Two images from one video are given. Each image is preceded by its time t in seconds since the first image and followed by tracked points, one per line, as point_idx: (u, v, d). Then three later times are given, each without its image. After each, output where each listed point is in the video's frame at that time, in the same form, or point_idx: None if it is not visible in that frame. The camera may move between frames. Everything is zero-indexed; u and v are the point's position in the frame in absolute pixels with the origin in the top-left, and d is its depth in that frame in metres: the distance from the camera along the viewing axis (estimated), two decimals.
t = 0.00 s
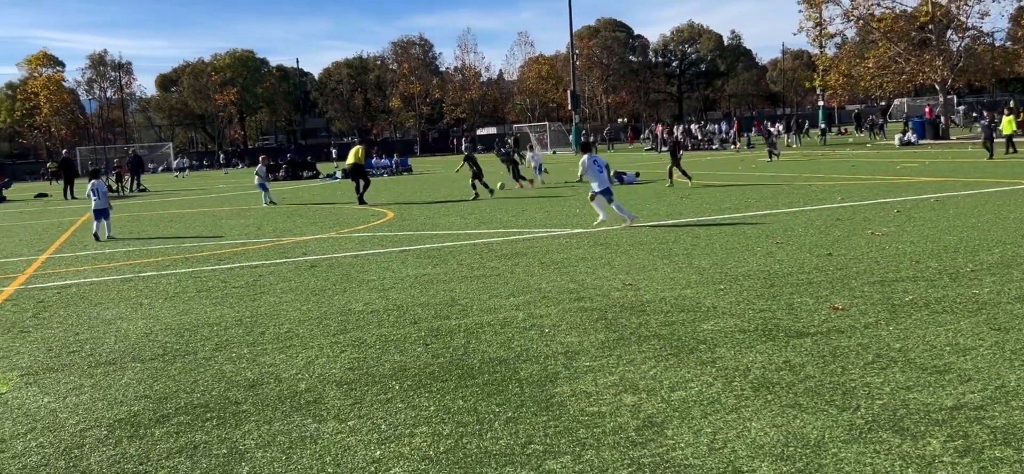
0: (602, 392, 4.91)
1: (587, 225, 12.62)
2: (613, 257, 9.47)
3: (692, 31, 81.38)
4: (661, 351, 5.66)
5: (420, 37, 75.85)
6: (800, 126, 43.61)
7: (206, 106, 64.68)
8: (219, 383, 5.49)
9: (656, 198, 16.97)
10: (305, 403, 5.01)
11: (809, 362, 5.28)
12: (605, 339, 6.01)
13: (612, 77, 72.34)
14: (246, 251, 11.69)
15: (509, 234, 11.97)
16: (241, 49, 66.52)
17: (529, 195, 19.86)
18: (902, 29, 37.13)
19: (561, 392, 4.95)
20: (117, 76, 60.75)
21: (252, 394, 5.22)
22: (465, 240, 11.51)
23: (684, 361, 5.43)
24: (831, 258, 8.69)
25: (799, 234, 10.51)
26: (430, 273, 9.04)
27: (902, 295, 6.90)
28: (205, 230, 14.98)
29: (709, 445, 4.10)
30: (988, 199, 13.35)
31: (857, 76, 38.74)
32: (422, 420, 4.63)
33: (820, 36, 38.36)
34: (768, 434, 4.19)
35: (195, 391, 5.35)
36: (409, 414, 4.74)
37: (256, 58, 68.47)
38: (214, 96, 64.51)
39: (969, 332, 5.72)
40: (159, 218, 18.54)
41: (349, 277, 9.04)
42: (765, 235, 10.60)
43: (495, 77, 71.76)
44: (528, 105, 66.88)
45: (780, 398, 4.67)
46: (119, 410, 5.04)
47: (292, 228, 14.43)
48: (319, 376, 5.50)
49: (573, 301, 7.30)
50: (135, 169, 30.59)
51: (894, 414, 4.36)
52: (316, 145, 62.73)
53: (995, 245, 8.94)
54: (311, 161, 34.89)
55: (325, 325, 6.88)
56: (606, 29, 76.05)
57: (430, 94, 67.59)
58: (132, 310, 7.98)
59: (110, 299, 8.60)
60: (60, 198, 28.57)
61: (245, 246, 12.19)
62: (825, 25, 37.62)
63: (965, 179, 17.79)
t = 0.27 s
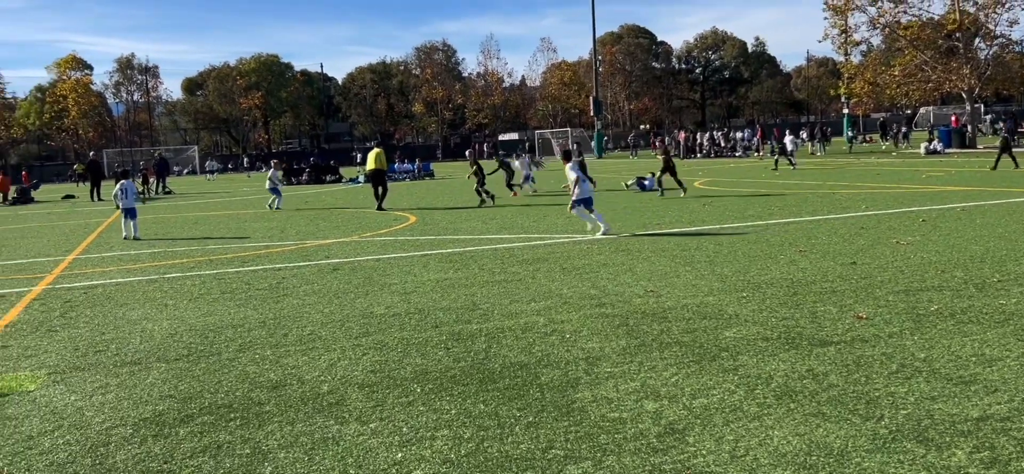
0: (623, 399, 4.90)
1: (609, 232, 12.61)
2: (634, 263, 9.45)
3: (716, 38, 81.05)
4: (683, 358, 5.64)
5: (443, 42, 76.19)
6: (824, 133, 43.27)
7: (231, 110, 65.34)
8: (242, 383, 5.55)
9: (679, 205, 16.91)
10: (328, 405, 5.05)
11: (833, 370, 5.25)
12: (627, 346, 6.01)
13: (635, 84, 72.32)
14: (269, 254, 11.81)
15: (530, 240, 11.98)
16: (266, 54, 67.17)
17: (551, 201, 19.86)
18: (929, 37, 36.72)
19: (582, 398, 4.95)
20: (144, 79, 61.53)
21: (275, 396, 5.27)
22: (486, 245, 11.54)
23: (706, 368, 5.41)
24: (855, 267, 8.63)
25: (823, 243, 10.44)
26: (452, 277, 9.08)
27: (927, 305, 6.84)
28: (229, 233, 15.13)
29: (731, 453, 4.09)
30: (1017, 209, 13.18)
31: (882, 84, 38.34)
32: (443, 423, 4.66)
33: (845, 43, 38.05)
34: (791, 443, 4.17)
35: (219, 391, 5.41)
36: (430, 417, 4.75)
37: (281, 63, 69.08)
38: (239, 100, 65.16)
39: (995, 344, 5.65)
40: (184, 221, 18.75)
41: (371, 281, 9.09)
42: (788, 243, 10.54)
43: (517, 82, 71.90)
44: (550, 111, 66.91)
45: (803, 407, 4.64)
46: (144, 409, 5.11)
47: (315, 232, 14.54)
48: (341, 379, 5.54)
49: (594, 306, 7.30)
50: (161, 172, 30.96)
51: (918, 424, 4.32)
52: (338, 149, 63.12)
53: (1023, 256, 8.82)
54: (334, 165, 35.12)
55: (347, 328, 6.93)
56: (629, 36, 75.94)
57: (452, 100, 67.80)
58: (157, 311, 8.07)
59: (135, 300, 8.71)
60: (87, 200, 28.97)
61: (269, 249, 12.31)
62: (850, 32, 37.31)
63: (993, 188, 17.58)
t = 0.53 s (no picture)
0: (648, 403, 4.88)
1: (634, 236, 12.57)
2: (660, 268, 9.41)
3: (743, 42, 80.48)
4: (708, 363, 5.61)
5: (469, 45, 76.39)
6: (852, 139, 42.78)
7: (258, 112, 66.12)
8: (267, 383, 5.60)
9: (705, 209, 16.81)
10: (352, 406, 5.08)
11: (859, 377, 5.19)
12: (651, 350, 5.98)
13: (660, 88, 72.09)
14: (294, 254, 11.90)
15: (555, 243, 11.96)
16: (293, 57, 67.78)
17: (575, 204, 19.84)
18: (960, 41, 36.13)
19: (606, 402, 4.94)
20: (173, 81, 62.30)
21: (300, 395, 5.31)
22: (509, 248, 11.54)
23: (731, 373, 5.38)
24: (883, 273, 8.53)
25: (850, 248, 10.33)
26: (476, 280, 9.10)
27: (955, 312, 6.73)
28: (255, 233, 15.26)
29: (756, 459, 4.07)
30: None
31: (911, 88, 37.83)
32: (467, 425, 4.66)
33: (873, 47, 37.61)
34: (816, 449, 4.13)
35: (245, 390, 5.46)
36: (454, 419, 4.77)
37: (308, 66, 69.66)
38: (266, 103, 65.81)
39: None
40: (211, 222, 18.97)
41: (395, 282, 9.14)
42: (815, 248, 10.44)
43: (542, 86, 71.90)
44: (575, 114, 66.82)
45: (830, 413, 4.59)
46: (170, 407, 5.17)
47: (340, 233, 14.64)
48: (365, 379, 5.57)
49: (619, 310, 7.28)
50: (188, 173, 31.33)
51: (946, 433, 4.26)
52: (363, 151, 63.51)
53: None
54: (359, 167, 35.33)
55: (371, 328, 6.98)
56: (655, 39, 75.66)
57: (477, 103, 67.94)
58: (185, 310, 8.17)
59: (163, 299, 8.82)
60: (117, 200, 29.38)
61: (294, 250, 12.41)
62: (879, 37, 36.90)
63: None
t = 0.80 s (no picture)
0: (673, 406, 4.85)
1: (660, 237, 12.50)
2: (686, 269, 9.35)
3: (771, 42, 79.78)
4: (734, 366, 5.56)
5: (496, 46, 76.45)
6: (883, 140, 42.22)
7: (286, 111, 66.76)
8: (293, 381, 5.64)
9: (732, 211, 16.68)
10: (377, 404, 5.10)
11: (888, 381, 5.13)
12: (677, 352, 5.94)
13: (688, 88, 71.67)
14: (320, 253, 11.98)
15: (579, 244, 11.93)
16: (321, 56, 68.28)
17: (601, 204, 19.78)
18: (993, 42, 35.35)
19: (630, 404, 4.92)
20: (202, 80, 63.01)
21: (326, 393, 5.35)
22: (534, 248, 11.52)
23: (757, 376, 5.33)
24: (913, 277, 8.41)
25: (880, 251, 10.20)
26: (500, 280, 9.11)
27: (987, 317, 6.62)
28: (282, 232, 15.38)
29: (783, 463, 4.02)
30: None
31: (943, 89, 37.25)
32: (491, 425, 4.66)
33: (904, 48, 37.11)
34: (844, 454, 4.08)
35: (272, 388, 5.51)
36: (478, 419, 4.77)
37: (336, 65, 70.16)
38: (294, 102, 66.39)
39: None
40: (239, 220, 19.14)
41: (420, 281, 9.17)
42: (844, 251, 10.33)
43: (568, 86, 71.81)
44: (601, 114, 66.64)
45: (858, 418, 4.53)
46: (197, 404, 5.22)
47: (366, 232, 14.71)
48: (390, 378, 5.60)
49: (644, 311, 7.24)
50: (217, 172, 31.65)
51: (977, 439, 4.19)
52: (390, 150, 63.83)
53: None
54: (385, 167, 35.49)
55: (397, 328, 7.00)
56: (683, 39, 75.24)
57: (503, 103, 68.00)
58: (212, 307, 8.26)
59: (192, 296, 8.92)
60: (146, 198, 29.78)
61: (320, 249, 12.50)
62: (910, 37, 36.39)
63: None
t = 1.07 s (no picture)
0: (699, 406, 4.81)
1: (687, 236, 12.42)
2: (712, 268, 9.29)
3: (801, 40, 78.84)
4: (761, 365, 5.52)
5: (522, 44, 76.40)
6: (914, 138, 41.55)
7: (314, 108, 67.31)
8: (320, 377, 5.68)
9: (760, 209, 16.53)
10: (402, 400, 5.13)
11: (918, 382, 5.05)
12: (703, 352, 5.91)
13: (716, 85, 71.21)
14: (345, 250, 12.04)
15: (605, 242, 11.88)
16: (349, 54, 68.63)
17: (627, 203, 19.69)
18: None
19: (656, 403, 4.89)
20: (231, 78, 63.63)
21: (352, 389, 5.39)
22: (560, 247, 11.50)
23: (784, 376, 5.28)
24: (944, 277, 8.27)
25: (909, 251, 10.05)
26: (525, 278, 9.10)
27: (1020, 319, 6.49)
28: (309, 229, 15.50)
29: (809, 464, 3.98)
30: None
31: (976, 88, 36.55)
32: (515, 423, 4.67)
33: (937, 45, 36.48)
34: (872, 456, 4.04)
35: (299, 383, 5.55)
36: (502, 416, 4.78)
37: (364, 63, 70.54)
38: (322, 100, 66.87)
39: None
40: (266, 216, 19.31)
41: (445, 279, 9.20)
42: (873, 251, 10.19)
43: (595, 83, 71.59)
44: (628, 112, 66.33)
45: (886, 420, 4.47)
46: (226, 398, 5.28)
47: (392, 230, 14.78)
48: (416, 375, 5.62)
49: (670, 311, 7.20)
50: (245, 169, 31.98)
51: (1008, 442, 4.12)
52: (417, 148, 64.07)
53: None
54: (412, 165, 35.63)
55: (422, 325, 7.03)
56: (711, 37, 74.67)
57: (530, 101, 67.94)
58: (241, 303, 8.36)
59: (221, 291, 9.04)
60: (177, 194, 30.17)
61: (346, 246, 12.57)
62: (943, 34, 35.78)
63: None
